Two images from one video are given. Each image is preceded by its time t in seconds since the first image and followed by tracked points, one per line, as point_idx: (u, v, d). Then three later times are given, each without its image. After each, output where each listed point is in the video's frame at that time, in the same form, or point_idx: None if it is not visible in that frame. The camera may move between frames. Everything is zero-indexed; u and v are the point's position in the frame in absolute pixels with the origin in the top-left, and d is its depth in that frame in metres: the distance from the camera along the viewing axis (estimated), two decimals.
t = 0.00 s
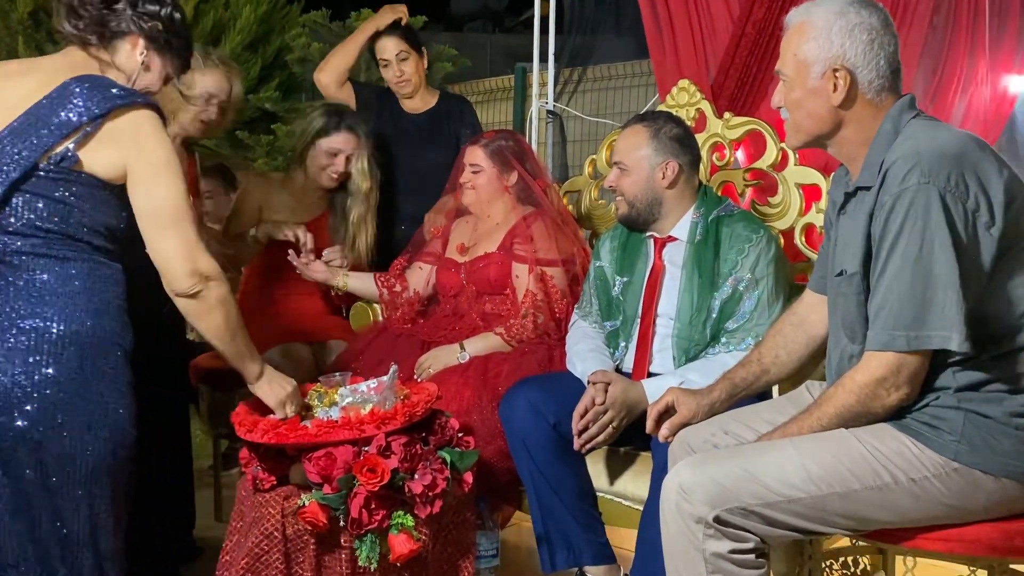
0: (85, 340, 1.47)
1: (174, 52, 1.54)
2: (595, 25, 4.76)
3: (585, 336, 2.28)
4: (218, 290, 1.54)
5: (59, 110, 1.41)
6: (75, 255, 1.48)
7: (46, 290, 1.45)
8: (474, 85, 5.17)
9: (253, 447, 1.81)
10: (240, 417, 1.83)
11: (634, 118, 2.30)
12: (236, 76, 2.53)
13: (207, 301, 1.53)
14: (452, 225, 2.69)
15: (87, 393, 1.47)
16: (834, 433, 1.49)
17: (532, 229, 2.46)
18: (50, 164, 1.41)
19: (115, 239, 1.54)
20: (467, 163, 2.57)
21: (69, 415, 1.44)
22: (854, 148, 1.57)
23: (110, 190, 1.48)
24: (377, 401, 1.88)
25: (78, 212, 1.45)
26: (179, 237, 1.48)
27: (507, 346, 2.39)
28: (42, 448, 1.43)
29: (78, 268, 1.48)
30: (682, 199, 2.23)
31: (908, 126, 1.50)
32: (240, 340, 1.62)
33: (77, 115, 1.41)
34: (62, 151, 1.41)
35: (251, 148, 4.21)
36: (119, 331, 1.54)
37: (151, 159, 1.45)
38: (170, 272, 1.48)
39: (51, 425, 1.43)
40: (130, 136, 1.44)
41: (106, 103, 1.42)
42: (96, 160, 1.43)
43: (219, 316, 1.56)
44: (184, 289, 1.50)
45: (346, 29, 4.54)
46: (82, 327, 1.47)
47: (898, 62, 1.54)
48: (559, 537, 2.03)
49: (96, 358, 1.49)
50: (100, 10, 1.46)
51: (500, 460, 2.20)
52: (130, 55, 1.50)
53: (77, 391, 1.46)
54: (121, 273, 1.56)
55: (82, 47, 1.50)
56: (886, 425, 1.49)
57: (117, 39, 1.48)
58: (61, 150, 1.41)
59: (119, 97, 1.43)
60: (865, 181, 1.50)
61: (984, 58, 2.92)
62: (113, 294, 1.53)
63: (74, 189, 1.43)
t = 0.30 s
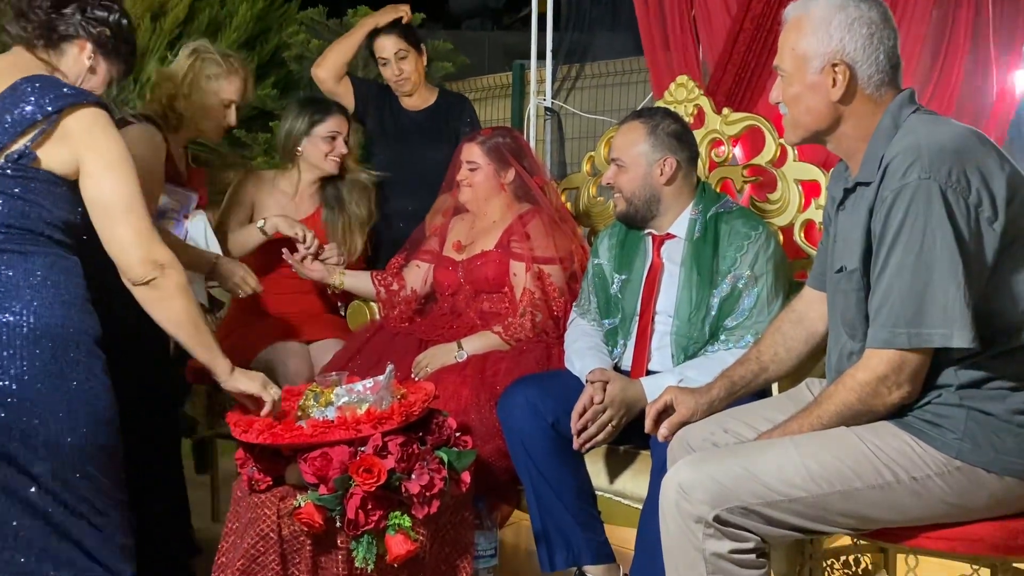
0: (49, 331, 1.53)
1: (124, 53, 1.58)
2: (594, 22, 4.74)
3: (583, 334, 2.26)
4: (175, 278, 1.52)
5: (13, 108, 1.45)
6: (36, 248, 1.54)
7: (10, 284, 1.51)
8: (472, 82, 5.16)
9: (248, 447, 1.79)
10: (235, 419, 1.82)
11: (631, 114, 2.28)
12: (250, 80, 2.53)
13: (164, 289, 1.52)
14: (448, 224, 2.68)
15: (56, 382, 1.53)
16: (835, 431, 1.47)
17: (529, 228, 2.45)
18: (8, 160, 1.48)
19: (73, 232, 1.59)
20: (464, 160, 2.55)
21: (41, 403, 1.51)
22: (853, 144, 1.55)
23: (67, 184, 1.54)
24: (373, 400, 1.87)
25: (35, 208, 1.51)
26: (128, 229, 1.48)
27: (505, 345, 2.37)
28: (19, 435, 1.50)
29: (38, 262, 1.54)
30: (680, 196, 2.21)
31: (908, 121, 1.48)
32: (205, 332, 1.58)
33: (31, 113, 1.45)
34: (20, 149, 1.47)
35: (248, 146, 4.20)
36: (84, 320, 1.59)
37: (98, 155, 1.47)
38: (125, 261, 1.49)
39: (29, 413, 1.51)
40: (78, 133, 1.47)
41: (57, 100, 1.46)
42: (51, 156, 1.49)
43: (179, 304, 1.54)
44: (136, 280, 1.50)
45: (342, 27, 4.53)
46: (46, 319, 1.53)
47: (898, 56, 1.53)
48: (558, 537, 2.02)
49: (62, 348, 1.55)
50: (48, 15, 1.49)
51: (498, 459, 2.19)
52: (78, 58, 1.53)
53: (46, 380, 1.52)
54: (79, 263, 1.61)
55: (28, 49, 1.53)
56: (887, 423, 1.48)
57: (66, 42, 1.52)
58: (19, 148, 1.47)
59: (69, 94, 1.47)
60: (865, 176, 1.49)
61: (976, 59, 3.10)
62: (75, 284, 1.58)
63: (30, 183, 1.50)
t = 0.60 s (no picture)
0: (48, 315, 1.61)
1: (103, 43, 1.64)
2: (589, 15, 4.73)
3: (579, 327, 2.25)
4: (161, 269, 1.61)
5: (8, 103, 1.52)
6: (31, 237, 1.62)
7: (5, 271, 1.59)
8: (468, 75, 5.15)
9: (244, 443, 1.79)
10: (229, 416, 1.82)
11: (626, 105, 2.27)
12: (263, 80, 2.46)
13: (149, 279, 1.60)
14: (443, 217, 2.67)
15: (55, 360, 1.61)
16: (832, 422, 1.47)
17: (524, 221, 2.45)
18: (6, 155, 1.54)
19: (60, 222, 1.67)
20: (459, 153, 2.54)
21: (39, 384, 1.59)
22: (849, 134, 1.54)
23: (59, 178, 1.61)
24: (368, 395, 1.86)
25: (31, 200, 1.59)
26: (116, 220, 1.56)
27: (502, 338, 2.36)
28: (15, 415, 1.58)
29: (32, 249, 1.62)
30: (676, 187, 2.20)
31: (903, 109, 1.47)
32: (192, 323, 1.66)
33: (27, 107, 1.52)
34: (19, 144, 1.54)
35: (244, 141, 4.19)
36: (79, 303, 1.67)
37: (91, 150, 1.55)
38: (113, 253, 1.57)
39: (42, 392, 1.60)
40: (73, 129, 1.55)
41: (52, 96, 1.53)
42: (46, 150, 1.56)
43: (166, 292, 1.62)
44: (123, 270, 1.58)
45: (337, 21, 4.51)
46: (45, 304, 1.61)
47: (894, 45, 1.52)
48: (556, 530, 2.02)
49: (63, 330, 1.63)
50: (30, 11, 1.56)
51: (495, 452, 2.19)
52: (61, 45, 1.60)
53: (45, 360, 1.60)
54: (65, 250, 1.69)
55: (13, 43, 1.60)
56: (884, 413, 1.47)
57: (48, 32, 1.59)
58: (18, 143, 1.54)
59: (63, 90, 1.55)
60: (860, 165, 1.48)
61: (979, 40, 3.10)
62: (67, 271, 1.67)
63: (27, 176, 1.56)
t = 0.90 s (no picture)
0: (75, 316, 1.64)
1: (125, 46, 1.63)
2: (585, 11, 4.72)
3: (577, 324, 2.25)
4: (170, 271, 1.62)
5: (37, 110, 1.53)
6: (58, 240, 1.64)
7: (34, 275, 1.61)
8: (466, 72, 5.15)
9: (240, 442, 1.79)
10: (225, 416, 1.83)
11: (622, 102, 2.27)
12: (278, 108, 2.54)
13: (159, 280, 1.62)
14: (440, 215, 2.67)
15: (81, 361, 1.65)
16: (827, 418, 1.47)
17: (523, 216, 2.44)
18: (36, 163, 1.56)
19: (89, 226, 1.68)
20: (457, 150, 2.53)
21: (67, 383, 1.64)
22: (845, 130, 1.54)
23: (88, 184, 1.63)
24: (364, 393, 1.86)
25: (59, 206, 1.60)
26: (132, 222, 1.58)
27: (499, 334, 2.36)
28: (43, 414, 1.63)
29: (59, 251, 1.64)
30: (670, 185, 2.20)
31: (898, 106, 1.47)
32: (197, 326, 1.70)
33: (55, 115, 1.54)
34: (48, 151, 1.56)
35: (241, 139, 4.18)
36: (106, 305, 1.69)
37: (115, 153, 1.58)
38: (126, 253, 1.59)
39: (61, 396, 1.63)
40: (101, 134, 1.58)
41: (82, 104, 1.55)
42: (74, 155, 1.58)
43: (173, 293, 1.64)
44: (133, 270, 1.59)
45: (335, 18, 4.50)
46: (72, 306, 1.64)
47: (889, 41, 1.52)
48: (553, 527, 2.02)
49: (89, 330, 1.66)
50: (49, 18, 1.55)
51: (492, 449, 2.20)
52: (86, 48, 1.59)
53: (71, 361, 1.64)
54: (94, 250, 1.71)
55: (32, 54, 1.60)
56: (879, 410, 1.47)
57: (72, 36, 1.57)
58: (47, 150, 1.56)
59: (91, 96, 1.56)
60: (855, 162, 1.48)
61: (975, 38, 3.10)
62: (94, 275, 1.68)
63: (55, 183, 1.58)
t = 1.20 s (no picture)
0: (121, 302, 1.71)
1: (200, 37, 1.70)
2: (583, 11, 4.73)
3: (577, 324, 2.25)
4: (198, 260, 1.67)
5: (100, 97, 1.63)
6: (115, 222, 1.70)
7: (92, 250, 1.69)
8: (466, 72, 5.15)
9: (241, 442, 1.79)
10: (225, 415, 1.83)
11: (623, 102, 2.27)
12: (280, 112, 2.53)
13: (185, 266, 1.67)
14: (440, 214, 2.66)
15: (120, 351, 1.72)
16: (827, 418, 1.47)
17: (523, 216, 2.44)
18: (92, 146, 1.64)
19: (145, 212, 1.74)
20: (457, 151, 2.53)
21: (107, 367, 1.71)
22: (843, 130, 1.54)
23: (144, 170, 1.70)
24: (364, 393, 1.86)
25: (113, 188, 1.68)
26: (171, 208, 1.65)
27: (499, 334, 2.37)
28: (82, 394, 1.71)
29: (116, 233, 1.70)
30: (670, 185, 2.20)
31: (896, 106, 1.47)
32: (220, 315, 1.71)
33: (114, 102, 1.62)
34: (104, 135, 1.64)
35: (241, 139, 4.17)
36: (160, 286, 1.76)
37: (167, 141, 1.65)
38: (160, 235, 1.66)
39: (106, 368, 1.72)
40: (157, 123, 1.65)
41: (142, 93, 1.63)
42: (127, 140, 1.65)
43: (198, 281, 1.68)
44: (164, 254, 1.66)
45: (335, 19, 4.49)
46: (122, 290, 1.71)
47: (886, 39, 1.52)
48: (553, 527, 2.03)
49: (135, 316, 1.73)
50: (129, 22, 1.64)
51: (492, 449, 2.21)
52: (165, 45, 1.68)
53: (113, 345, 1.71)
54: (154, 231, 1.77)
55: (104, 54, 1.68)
56: (878, 410, 1.47)
57: (149, 35, 1.66)
58: (103, 135, 1.64)
59: (152, 86, 1.64)
60: (853, 162, 1.48)
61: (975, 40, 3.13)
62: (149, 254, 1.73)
63: (110, 167, 1.66)
